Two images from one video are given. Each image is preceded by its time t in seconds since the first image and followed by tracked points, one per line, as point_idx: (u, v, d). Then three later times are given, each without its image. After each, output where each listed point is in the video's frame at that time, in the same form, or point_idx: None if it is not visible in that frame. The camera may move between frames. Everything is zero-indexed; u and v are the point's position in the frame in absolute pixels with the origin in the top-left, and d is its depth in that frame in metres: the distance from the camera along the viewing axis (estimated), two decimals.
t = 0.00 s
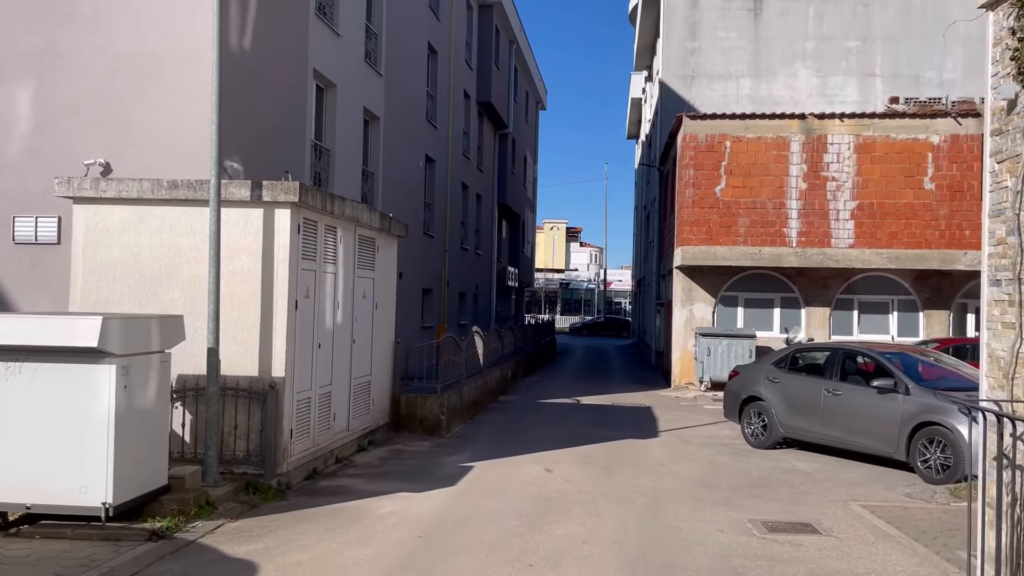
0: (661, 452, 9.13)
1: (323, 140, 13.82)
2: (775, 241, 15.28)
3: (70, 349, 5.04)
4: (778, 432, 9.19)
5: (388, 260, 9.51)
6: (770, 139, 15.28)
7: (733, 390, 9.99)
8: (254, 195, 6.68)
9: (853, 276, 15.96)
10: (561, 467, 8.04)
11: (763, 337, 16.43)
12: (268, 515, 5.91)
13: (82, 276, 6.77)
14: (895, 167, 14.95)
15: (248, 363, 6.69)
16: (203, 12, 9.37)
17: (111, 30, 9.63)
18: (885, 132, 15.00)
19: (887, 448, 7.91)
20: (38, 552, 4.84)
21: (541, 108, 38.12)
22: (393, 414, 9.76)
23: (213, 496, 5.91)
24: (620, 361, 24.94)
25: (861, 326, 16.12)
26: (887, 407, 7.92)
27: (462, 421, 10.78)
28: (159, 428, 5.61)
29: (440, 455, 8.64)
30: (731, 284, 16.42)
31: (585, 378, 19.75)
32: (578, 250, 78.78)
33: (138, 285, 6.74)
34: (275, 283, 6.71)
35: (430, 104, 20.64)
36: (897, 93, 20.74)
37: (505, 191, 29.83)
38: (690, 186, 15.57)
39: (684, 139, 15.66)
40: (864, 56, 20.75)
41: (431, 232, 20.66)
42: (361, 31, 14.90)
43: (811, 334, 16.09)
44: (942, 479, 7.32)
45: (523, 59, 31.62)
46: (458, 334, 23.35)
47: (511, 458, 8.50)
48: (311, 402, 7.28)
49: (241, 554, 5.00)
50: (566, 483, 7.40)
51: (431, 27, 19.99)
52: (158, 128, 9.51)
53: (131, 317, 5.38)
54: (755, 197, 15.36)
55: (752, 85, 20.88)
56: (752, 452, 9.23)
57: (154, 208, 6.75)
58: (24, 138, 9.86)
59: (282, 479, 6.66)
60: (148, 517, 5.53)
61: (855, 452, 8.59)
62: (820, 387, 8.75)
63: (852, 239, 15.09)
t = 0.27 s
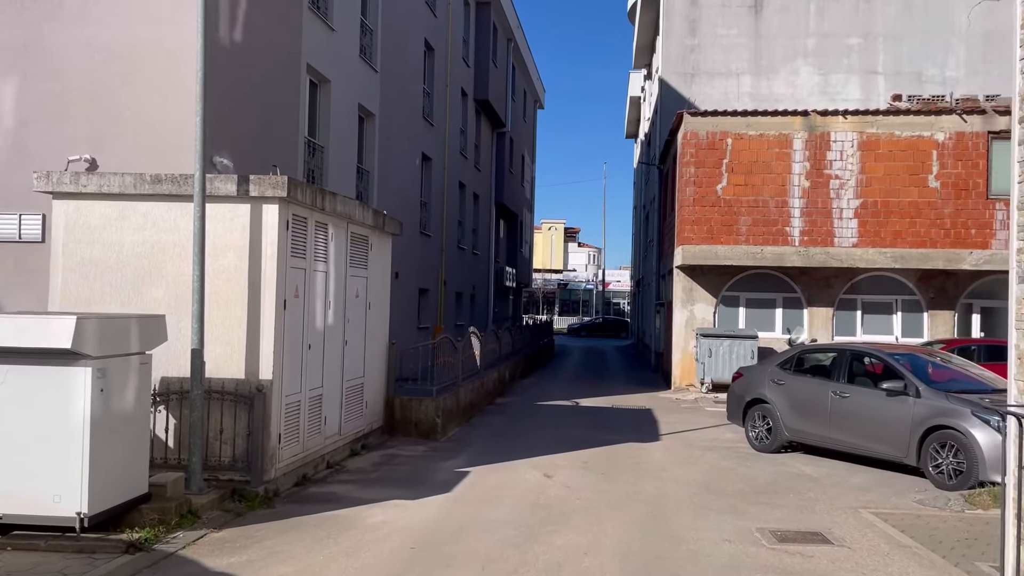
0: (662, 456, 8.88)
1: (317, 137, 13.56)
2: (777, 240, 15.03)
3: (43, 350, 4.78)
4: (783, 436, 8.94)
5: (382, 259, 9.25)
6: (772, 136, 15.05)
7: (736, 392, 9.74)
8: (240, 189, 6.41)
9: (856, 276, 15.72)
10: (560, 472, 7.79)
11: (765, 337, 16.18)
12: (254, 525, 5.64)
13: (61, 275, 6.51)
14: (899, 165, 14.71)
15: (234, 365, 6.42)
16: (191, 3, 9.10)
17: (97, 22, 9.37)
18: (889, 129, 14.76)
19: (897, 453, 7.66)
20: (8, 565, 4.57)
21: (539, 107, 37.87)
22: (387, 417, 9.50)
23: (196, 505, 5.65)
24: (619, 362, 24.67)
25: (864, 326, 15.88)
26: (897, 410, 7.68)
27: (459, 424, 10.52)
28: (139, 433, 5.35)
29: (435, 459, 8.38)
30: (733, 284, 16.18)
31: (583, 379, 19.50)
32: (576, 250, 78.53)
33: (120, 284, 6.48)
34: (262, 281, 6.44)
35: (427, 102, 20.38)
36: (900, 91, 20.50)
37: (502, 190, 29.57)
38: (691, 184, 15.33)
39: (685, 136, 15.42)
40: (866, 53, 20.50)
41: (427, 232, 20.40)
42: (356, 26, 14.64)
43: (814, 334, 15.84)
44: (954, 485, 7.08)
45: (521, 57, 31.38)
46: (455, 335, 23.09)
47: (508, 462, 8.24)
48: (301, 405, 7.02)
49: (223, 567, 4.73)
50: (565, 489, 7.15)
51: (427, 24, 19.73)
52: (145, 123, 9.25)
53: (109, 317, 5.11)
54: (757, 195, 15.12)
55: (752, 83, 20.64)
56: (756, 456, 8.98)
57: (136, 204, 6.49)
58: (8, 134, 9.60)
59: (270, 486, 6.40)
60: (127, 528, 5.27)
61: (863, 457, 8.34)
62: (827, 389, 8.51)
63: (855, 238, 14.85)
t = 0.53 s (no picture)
0: (661, 461, 8.65)
1: (310, 134, 13.32)
2: (777, 240, 14.82)
3: (12, 353, 4.55)
4: (785, 440, 8.72)
5: (374, 258, 9.02)
6: (772, 135, 14.85)
7: (737, 395, 9.52)
8: (224, 185, 6.17)
9: (857, 276, 15.51)
10: (556, 478, 7.56)
11: (765, 338, 15.97)
12: (236, 534, 5.42)
13: (38, 273, 6.27)
14: (901, 164, 14.50)
15: (218, 368, 6.19)
16: None
17: (82, 15, 9.13)
18: (891, 128, 14.55)
19: (903, 458, 7.45)
20: None
21: (536, 107, 37.66)
22: (380, 421, 9.27)
23: (176, 514, 5.43)
24: (617, 363, 24.44)
25: (864, 327, 15.67)
26: (903, 414, 7.46)
27: (453, 427, 10.29)
28: (115, 439, 5.12)
29: (427, 464, 8.15)
30: (732, 284, 15.97)
31: (580, 380, 19.27)
32: (574, 251, 78.31)
33: (100, 283, 6.24)
34: (247, 281, 6.20)
35: (423, 100, 20.15)
36: (900, 90, 20.28)
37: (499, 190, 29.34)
38: (690, 182, 15.11)
39: (684, 135, 15.21)
40: (866, 51, 20.30)
41: (423, 232, 20.17)
42: (350, 23, 14.40)
43: (814, 336, 15.63)
44: (961, 491, 6.86)
45: (518, 56, 31.16)
46: (451, 336, 22.86)
47: (502, 467, 8.02)
48: (288, 410, 6.79)
49: None
50: (562, 495, 6.92)
51: (423, 21, 19.50)
52: (131, 119, 9.01)
53: (83, 317, 4.89)
54: (756, 194, 14.90)
55: (751, 81, 20.43)
56: (757, 461, 8.75)
57: (116, 200, 6.25)
58: None
59: (255, 493, 6.17)
60: (102, 538, 5.05)
61: (867, 461, 8.12)
62: (830, 392, 8.28)
63: (856, 238, 14.64)
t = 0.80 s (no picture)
0: (662, 466, 8.39)
1: (303, 132, 13.06)
2: (779, 240, 14.57)
3: None
4: (790, 444, 8.46)
5: (366, 257, 8.75)
6: (774, 133, 14.61)
7: (740, 398, 9.26)
8: (207, 180, 5.90)
9: (859, 277, 15.26)
10: (553, 485, 7.30)
11: (766, 340, 15.72)
12: (217, 547, 5.15)
13: (13, 272, 6.01)
14: (905, 163, 14.26)
15: (200, 371, 5.92)
16: None
17: (66, 8, 8.87)
18: (894, 126, 14.30)
19: (913, 464, 7.19)
20: None
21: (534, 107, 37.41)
22: (372, 425, 9.00)
23: (153, 525, 5.19)
24: (616, 365, 24.18)
25: (868, 329, 15.41)
26: (913, 418, 7.21)
27: (449, 432, 10.03)
28: (87, 447, 4.86)
29: (420, 470, 7.89)
30: (733, 285, 15.71)
31: (579, 383, 19.01)
32: (572, 253, 78.05)
33: (77, 283, 5.98)
34: (230, 281, 5.94)
35: (419, 99, 19.90)
36: (902, 89, 20.03)
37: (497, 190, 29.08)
38: (690, 181, 14.86)
39: (684, 133, 14.97)
40: (868, 50, 20.07)
41: (420, 232, 19.90)
42: (344, 19, 14.16)
43: (816, 337, 15.37)
44: (975, 499, 6.62)
45: (516, 55, 30.92)
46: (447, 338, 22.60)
47: (498, 474, 7.75)
48: (274, 415, 6.52)
49: None
50: (559, 504, 6.66)
51: (419, 19, 19.25)
52: (117, 115, 8.76)
53: (53, 318, 4.63)
54: (758, 193, 14.66)
55: (752, 80, 20.19)
56: (760, 467, 8.49)
57: (95, 196, 5.99)
58: None
59: (239, 502, 5.89)
60: (73, 551, 4.80)
61: (875, 467, 7.87)
62: (836, 396, 8.03)
63: (859, 238, 14.39)
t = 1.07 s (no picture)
0: (664, 473, 8.15)
1: (296, 131, 12.83)
2: (781, 241, 14.33)
3: None
4: (796, 450, 8.23)
5: (359, 258, 8.50)
6: (776, 132, 14.38)
7: (743, 403, 9.02)
8: (190, 177, 5.65)
9: (863, 278, 15.03)
10: (552, 493, 7.05)
11: (768, 342, 15.48)
12: (198, 562, 4.91)
13: None
14: (909, 162, 14.03)
15: (183, 377, 5.68)
16: None
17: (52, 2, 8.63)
18: (898, 125, 14.08)
19: (925, 472, 6.96)
20: None
21: (532, 107, 37.19)
22: (365, 430, 8.75)
23: (132, 539, 4.94)
24: (615, 368, 23.93)
25: (871, 331, 15.18)
26: (925, 424, 6.97)
27: (444, 437, 9.78)
28: (60, 457, 4.61)
29: (415, 478, 7.65)
30: (734, 287, 15.48)
31: (578, 385, 18.76)
32: (571, 254, 77.83)
33: (55, 284, 5.72)
34: (215, 282, 5.69)
35: (416, 98, 19.66)
36: (905, 88, 19.81)
37: (495, 191, 28.84)
38: (690, 181, 14.63)
39: (684, 132, 14.73)
40: (870, 48, 19.86)
41: (416, 233, 19.66)
42: (339, 15, 13.91)
43: (819, 340, 15.14)
44: (989, 509, 6.38)
45: (514, 55, 30.70)
46: (445, 339, 22.36)
47: (495, 482, 7.51)
48: (262, 421, 6.27)
49: None
50: (558, 513, 6.41)
51: (416, 17, 19.01)
52: (104, 111, 8.53)
53: (24, 321, 4.38)
54: (760, 193, 14.42)
55: (752, 79, 19.97)
56: (765, 473, 8.25)
57: (74, 193, 5.74)
58: None
59: (224, 513, 5.64)
60: (46, 568, 4.55)
61: (884, 474, 7.63)
62: (843, 401, 7.79)
63: (863, 239, 14.16)
